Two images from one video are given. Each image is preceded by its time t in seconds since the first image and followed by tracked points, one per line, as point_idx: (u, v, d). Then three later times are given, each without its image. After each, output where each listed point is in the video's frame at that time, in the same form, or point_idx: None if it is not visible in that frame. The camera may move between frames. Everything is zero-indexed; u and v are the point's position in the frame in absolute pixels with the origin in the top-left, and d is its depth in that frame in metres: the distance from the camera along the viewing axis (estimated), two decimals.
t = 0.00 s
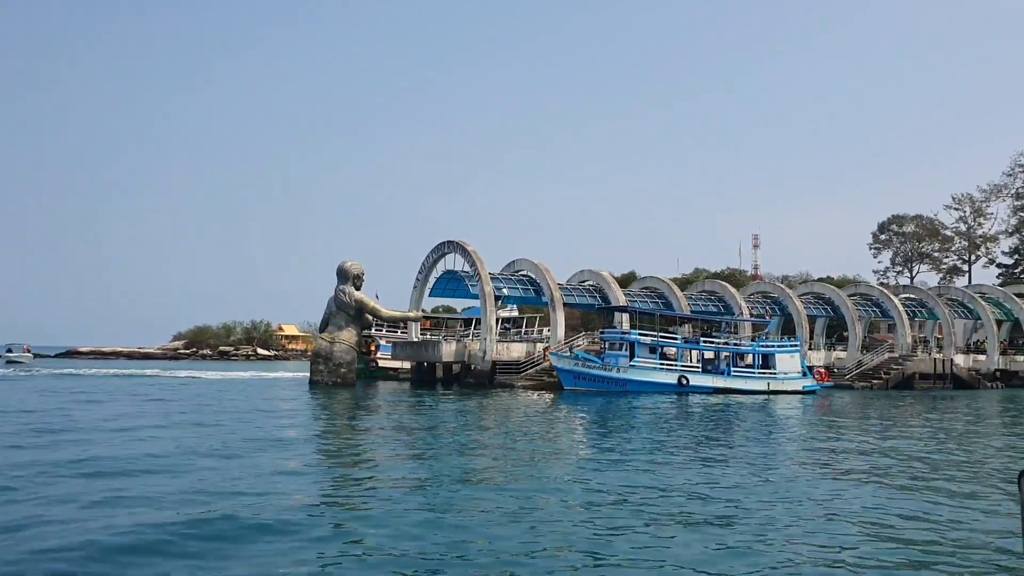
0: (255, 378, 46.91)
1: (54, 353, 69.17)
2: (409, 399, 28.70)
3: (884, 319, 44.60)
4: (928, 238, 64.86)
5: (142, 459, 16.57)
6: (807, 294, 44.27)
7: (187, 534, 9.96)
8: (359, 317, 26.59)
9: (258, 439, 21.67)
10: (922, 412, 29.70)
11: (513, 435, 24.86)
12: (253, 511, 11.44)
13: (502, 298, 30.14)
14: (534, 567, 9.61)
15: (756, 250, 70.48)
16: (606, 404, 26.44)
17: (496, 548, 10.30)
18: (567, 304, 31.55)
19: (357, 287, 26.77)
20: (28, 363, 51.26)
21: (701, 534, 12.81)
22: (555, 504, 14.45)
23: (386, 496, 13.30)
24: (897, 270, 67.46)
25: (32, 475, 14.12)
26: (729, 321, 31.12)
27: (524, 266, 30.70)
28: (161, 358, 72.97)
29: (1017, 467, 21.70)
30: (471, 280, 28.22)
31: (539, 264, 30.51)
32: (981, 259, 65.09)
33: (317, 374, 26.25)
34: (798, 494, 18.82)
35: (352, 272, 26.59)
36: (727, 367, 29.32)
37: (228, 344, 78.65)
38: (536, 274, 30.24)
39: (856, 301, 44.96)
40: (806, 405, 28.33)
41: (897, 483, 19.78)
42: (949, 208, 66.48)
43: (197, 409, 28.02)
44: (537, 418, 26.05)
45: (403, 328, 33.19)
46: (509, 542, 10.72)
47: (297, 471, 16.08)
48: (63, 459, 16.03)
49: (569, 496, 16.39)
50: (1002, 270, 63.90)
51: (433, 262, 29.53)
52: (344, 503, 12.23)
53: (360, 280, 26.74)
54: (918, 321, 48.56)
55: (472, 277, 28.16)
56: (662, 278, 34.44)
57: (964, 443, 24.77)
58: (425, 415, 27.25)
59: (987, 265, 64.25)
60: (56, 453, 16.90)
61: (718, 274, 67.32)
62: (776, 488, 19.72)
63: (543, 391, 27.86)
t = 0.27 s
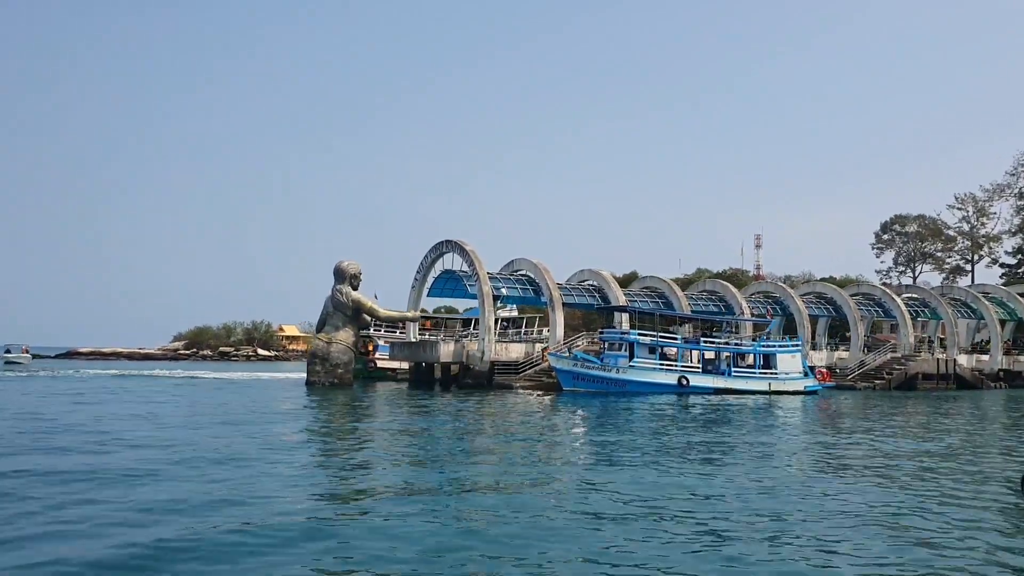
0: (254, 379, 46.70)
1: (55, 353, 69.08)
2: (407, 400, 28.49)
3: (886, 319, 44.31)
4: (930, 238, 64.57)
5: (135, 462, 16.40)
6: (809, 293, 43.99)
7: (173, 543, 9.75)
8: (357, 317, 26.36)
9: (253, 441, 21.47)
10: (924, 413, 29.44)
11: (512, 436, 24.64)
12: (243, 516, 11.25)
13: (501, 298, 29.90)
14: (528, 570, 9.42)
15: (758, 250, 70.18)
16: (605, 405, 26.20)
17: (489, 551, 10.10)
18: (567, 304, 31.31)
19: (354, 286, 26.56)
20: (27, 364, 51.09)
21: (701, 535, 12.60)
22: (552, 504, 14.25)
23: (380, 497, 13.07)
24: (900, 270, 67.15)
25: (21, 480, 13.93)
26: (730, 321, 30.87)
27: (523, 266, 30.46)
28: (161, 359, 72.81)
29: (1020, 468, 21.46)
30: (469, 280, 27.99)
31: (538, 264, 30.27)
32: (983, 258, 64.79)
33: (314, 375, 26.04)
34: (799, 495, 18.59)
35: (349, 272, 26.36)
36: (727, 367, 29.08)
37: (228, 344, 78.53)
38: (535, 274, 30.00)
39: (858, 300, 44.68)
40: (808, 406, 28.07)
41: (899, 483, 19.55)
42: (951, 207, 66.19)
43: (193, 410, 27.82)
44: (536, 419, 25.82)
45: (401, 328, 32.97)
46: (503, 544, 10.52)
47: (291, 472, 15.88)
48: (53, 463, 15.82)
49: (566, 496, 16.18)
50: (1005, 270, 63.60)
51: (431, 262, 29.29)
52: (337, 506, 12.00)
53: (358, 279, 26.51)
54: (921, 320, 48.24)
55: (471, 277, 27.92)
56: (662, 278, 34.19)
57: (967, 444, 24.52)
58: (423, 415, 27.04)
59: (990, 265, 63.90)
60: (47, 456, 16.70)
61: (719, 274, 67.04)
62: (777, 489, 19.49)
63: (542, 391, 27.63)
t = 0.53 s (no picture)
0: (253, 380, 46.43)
1: (55, 354, 68.98)
2: (404, 400, 28.25)
3: (889, 319, 43.99)
4: (933, 238, 64.23)
5: (125, 464, 16.19)
6: (811, 293, 43.68)
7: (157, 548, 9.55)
8: (354, 317, 26.12)
9: (248, 442, 21.24)
10: (927, 413, 29.15)
11: (510, 437, 24.39)
12: (232, 519, 11.04)
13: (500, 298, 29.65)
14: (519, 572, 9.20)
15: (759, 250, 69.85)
16: (604, 405, 25.96)
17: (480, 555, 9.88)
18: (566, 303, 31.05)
19: (351, 286, 26.32)
20: (25, 364, 50.91)
21: (698, 538, 12.39)
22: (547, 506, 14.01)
23: (372, 504, 12.86)
24: (903, 270, 66.79)
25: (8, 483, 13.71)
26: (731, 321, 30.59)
27: (522, 265, 30.20)
28: (161, 359, 72.60)
29: None
30: (467, 280, 27.74)
31: (537, 263, 30.01)
32: (987, 258, 64.42)
33: (310, 375, 25.82)
34: (800, 496, 18.34)
35: (345, 271, 26.12)
36: (728, 367, 28.83)
37: (229, 345, 78.40)
38: (534, 273, 29.74)
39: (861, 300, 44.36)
40: (809, 406, 27.79)
41: (901, 483, 19.29)
42: (954, 207, 65.86)
43: (189, 413, 27.60)
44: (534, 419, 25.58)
45: (399, 328, 32.73)
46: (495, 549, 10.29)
47: (284, 475, 15.66)
48: (43, 467, 15.60)
49: (562, 497, 15.95)
50: (1008, 270, 63.23)
51: (429, 261, 29.05)
52: (328, 510, 11.80)
53: (354, 279, 26.26)
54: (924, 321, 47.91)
55: (469, 276, 27.66)
56: (662, 277, 33.91)
57: (970, 444, 24.24)
58: (420, 416, 26.80)
59: (994, 264, 63.53)
60: (37, 460, 16.50)
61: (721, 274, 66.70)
62: (778, 489, 19.24)
63: (540, 392, 27.37)
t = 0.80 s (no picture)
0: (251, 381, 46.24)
1: (55, 355, 68.97)
2: (402, 402, 28.08)
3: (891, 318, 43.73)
4: (935, 237, 64.01)
5: (117, 475, 16.02)
6: (812, 292, 43.42)
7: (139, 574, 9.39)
8: (350, 318, 25.88)
9: (243, 446, 21.06)
10: (929, 414, 28.94)
11: (508, 438, 24.20)
12: (221, 542, 10.85)
13: (498, 299, 29.44)
14: None
15: (761, 250, 69.58)
16: (603, 406, 25.76)
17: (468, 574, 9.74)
18: (565, 304, 30.82)
19: (347, 287, 26.11)
20: (23, 365, 50.81)
21: (695, 542, 12.22)
22: (542, 510, 13.87)
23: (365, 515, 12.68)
24: (905, 270, 66.53)
25: None
26: (731, 322, 30.36)
27: (520, 265, 29.97)
28: (161, 361, 72.53)
29: None
30: (465, 281, 27.51)
31: (536, 263, 29.77)
32: (989, 257, 64.18)
33: (306, 377, 25.63)
34: (801, 497, 18.13)
35: (342, 272, 25.89)
36: (727, 367, 28.61)
37: (229, 346, 78.37)
38: (532, 274, 29.51)
39: (862, 300, 44.11)
40: (810, 407, 27.57)
41: (903, 484, 19.09)
42: (956, 206, 65.59)
43: (185, 418, 27.43)
44: (532, 420, 25.38)
45: (397, 329, 32.55)
46: (484, 566, 10.14)
47: (277, 480, 15.48)
48: (32, 480, 15.44)
49: (559, 499, 15.77)
50: (1011, 269, 62.98)
51: (426, 262, 28.82)
52: (320, 526, 11.61)
53: (351, 280, 26.03)
54: (926, 320, 47.67)
55: (466, 277, 27.40)
56: (662, 277, 33.68)
57: (972, 445, 24.02)
58: (418, 417, 26.62)
59: (997, 264, 63.23)
60: (27, 472, 16.34)
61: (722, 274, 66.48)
62: (779, 490, 19.04)
63: (538, 393, 27.17)
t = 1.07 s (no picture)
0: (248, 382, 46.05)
1: (53, 357, 68.82)
2: (398, 403, 27.87)
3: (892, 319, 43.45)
4: (937, 238, 63.74)
5: (106, 477, 15.81)
6: (813, 293, 43.14)
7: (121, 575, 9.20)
8: (346, 319, 25.65)
9: (236, 448, 20.85)
10: (930, 415, 28.69)
11: (504, 440, 23.98)
12: (208, 544, 10.65)
13: (495, 299, 29.21)
14: None
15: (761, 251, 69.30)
16: (601, 408, 25.55)
17: None
18: (563, 305, 30.59)
19: (343, 287, 25.90)
20: (20, 367, 50.66)
21: (691, 547, 12.00)
22: (537, 513, 13.66)
23: (356, 518, 12.46)
24: (906, 270, 66.25)
25: None
26: (730, 322, 30.11)
27: (518, 265, 29.74)
28: (160, 362, 72.40)
29: None
30: (461, 281, 27.28)
31: (534, 264, 29.54)
32: (991, 258, 63.89)
33: (301, 378, 25.42)
34: (801, 498, 17.92)
35: (337, 272, 25.68)
36: (727, 369, 28.39)
37: (228, 347, 78.24)
38: (530, 274, 29.27)
39: (863, 300, 43.83)
40: (810, 409, 27.33)
41: (903, 486, 18.87)
42: (958, 206, 65.33)
43: (180, 420, 27.24)
44: (529, 422, 25.16)
45: (394, 331, 32.32)
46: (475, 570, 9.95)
47: (268, 481, 15.27)
48: (20, 482, 15.25)
49: (555, 501, 15.56)
50: (1012, 270, 62.70)
51: (423, 262, 28.60)
52: (310, 529, 11.41)
53: (347, 280, 25.82)
54: (927, 321, 47.41)
55: (463, 277, 27.16)
56: (661, 277, 33.44)
57: (974, 447, 23.77)
58: (414, 419, 26.39)
59: (998, 265, 62.96)
60: (16, 474, 16.15)
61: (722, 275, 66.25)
62: (778, 492, 18.83)
63: (535, 395, 26.94)
